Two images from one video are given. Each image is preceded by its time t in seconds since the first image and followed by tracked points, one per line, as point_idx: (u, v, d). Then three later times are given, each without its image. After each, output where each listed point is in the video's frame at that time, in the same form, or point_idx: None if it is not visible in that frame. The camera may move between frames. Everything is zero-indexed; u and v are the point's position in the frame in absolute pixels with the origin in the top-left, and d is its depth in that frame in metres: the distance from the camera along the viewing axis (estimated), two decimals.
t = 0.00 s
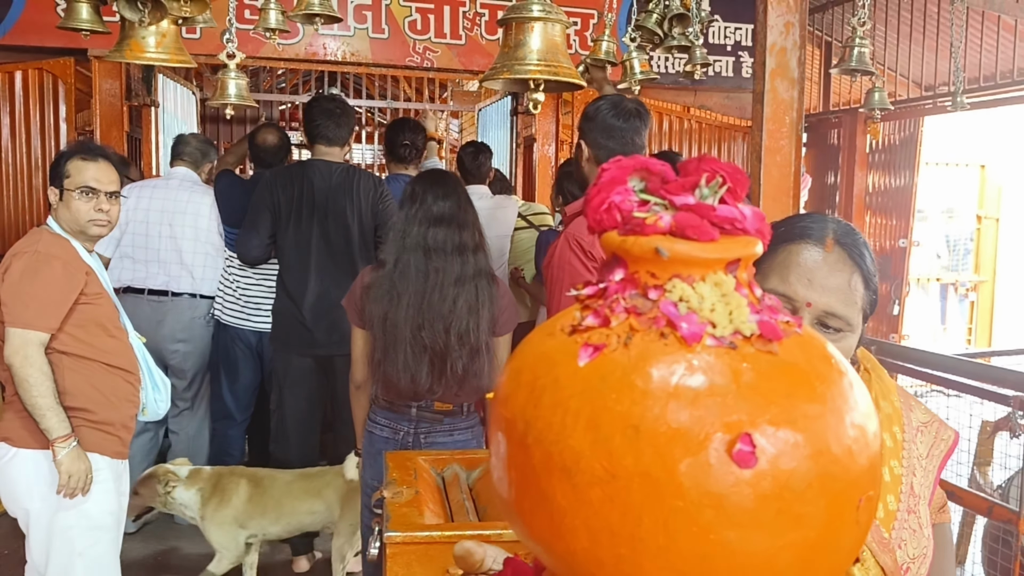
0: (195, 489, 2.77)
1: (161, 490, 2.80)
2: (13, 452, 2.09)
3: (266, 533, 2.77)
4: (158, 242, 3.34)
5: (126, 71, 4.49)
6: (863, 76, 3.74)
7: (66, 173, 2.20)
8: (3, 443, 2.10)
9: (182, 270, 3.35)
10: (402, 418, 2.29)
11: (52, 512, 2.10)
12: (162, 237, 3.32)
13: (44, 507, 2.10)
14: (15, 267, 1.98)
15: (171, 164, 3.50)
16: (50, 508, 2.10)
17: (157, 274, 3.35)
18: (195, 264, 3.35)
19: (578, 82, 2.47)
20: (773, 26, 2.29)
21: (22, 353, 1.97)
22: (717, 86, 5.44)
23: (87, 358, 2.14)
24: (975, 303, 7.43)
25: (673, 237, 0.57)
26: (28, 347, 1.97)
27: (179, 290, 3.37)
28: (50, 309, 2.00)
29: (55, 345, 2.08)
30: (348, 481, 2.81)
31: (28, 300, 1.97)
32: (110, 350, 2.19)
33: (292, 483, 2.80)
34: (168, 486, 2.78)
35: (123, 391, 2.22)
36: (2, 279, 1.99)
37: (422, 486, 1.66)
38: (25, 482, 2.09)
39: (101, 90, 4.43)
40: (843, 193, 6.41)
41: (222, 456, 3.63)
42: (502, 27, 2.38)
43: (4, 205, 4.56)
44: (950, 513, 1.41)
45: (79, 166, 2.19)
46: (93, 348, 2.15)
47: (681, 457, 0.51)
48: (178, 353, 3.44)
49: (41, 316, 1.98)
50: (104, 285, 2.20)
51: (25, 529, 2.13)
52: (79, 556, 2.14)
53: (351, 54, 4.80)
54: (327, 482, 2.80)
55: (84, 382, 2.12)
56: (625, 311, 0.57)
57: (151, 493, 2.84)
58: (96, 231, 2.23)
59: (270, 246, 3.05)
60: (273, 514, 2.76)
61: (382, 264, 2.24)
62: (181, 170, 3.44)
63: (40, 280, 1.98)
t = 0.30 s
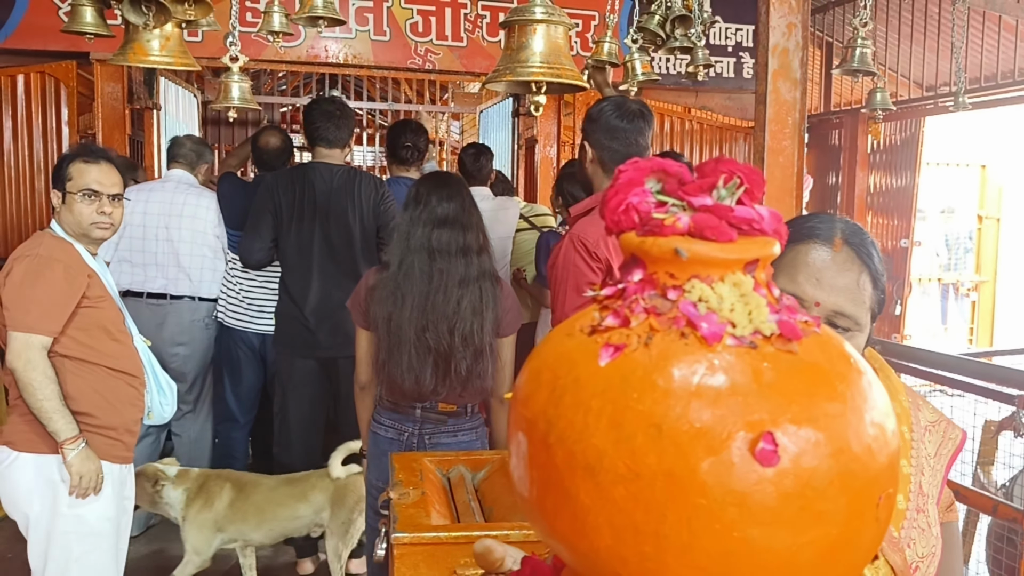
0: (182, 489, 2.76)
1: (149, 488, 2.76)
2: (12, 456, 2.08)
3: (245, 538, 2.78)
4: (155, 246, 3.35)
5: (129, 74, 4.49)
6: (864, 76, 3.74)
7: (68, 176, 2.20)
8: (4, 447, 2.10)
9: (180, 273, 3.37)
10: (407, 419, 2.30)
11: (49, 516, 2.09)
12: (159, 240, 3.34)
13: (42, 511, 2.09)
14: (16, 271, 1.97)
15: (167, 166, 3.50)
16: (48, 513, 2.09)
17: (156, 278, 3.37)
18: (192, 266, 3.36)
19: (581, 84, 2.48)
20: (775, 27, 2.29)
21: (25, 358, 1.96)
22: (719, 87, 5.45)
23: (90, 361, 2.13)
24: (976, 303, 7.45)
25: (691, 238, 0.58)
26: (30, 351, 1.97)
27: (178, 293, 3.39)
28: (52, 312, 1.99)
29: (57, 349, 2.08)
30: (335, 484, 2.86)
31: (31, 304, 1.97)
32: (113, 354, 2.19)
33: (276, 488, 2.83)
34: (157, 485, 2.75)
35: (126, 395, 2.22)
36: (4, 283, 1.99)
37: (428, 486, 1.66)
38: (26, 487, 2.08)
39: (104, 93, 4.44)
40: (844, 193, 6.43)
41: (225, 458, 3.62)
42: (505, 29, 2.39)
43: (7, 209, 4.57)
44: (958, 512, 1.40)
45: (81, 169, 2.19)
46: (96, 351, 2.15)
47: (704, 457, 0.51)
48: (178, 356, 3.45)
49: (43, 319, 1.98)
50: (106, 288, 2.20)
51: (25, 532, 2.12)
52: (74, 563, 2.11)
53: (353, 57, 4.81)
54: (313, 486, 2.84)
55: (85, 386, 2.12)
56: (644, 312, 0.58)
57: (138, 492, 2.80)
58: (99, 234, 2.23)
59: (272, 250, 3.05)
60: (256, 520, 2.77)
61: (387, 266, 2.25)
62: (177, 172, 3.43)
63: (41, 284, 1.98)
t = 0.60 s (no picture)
0: (166, 491, 2.75)
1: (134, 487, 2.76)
2: (8, 459, 2.08)
3: (224, 540, 2.76)
4: (147, 248, 3.34)
5: (126, 76, 4.49)
6: (862, 76, 3.75)
7: (66, 177, 2.20)
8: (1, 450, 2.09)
9: (172, 274, 3.36)
10: (407, 420, 2.30)
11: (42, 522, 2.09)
12: (151, 243, 3.33)
13: (35, 517, 2.09)
14: (13, 274, 1.96)
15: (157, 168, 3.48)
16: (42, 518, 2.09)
17: (148, 279, 3.37)
18: (184, 267, 3.35)
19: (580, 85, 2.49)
20: (773, 28, 2.30)
21: (21, 361, 1.96)
22: (716, 88, 5.46)
23: (86, 365, 2.12)
24: (973, 302, 7.48)
25: (705, 238, 0.58)
26: (27, 355, 1.96)
27: (172, 295, 3.38)
28: (49, 316, 1.99)
29: (54, 352, 2.06)
30: (316, 481, 2.84)
31: (27, 307, 1.96)
32: (110, 357, 2.17)
33: (255, 490, 2.80)
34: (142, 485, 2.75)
35: (124, 399, 2.20)
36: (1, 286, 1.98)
37: (429, 487, 1.66)
38: (17, 490, 2.07)
39: (101, 95, 4.45)
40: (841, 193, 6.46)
41: (225, 460, 3.62)
42: (504, 31, 2.39)
43: (4, 211, 4.57)
44: (959, 510, 1.41)
45: (79, 171, 2.18)
46: (94, 355, 2.13)
47: (721, 456, 0.52)
48: (174, 358, 3.44)
49: (39, 323, 1.97)
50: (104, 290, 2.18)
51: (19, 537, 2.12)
52: (66, 569, 2.11)
53: (350, 58, 4.82)
54: (292, 485, 2.82)
55: (81, 390, 2.10)
56: (659, 311, 0.58)
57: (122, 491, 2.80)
58: (98, 235, 2.22)
59: (270, 252, 3.04)
60: (234, 522, 2.75)
61: (387, 267, 2.25)
62: (167, 173, 3.42)
63: (38, 287, 1.97)
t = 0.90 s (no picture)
0: (142, 495, 2.77)
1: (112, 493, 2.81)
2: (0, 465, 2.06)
3: (204, 544, 2.75)
4: (136, 251, 3.34)
5: (121, 77, 4.48)
6: (857, 77, 3.77)
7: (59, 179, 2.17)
8: None
9: (161, 277, 3.36)
10: (404, 420, 2.30)
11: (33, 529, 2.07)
12: (140, 245, 3.33)
13: (26, 524, 2.07)
14: (5, 278, 1.95)
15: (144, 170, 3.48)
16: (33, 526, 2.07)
17: (138, 282, 3.37)
18: (172, 269, 3.35)
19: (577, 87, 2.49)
20: (769, 29, 2.31)
21: (13, 366, 1.94)
22: (711, 89, 5.47)
23: (79, 369, 2.09)
24: (966, 302, 7.52)
25: (717, 238, 0.59)
26: (19, 360, 1.94)
27: (161, 297, 3.39)
28: (42, 320, 1.97)
29: (47, 357, 2.04)
30: (292, 484, 2.81)
31: (19, 312, 1.94)
32: (105, 362, 2.14)
33: (230, 493, 2.78)
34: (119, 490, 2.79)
35: (119, 405, 2.18)
36: None
37: (429, 488, 1.66)
38: (7, 496, 2.06)
39: (96, 96, 4.44)
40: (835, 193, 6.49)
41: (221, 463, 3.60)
42: (501, 32, 2.40)
43: None
44: (960, 509, 1.41)
45: (73, 172, 2.16)
46: (88, 360, 2.11)
47: (736, 454, 0.52)
48: (164, 360, 3.45)
49: (31, 327, 1.96)
50: (100, 293, 2.16)
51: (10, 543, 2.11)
52: None
53: (345, 60, 4.82)
54: (268, 489, 2.79)
55: (73, 396, 2.08)
56: (672, 311, 0.59)
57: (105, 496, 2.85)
58: (93, 238, 2.19)
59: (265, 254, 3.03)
60: (212, 526, 2.73)
61: (384, 268, 2.25)
62: (156, 175, 3.42)
63: (30, 292, 1.96)
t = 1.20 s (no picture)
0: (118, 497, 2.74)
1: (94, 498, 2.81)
2: None
3: (185, 547, 2.74)
4: (127, 253, 3.29)
5: (118, 79, 4.48)
6: (855, 77, 3.78)
7: (56, 181, 2.17)
8: None
9: (152, 278, 3.31)
10: (403, 421, 2.30)
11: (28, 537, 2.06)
12: (130, 248, 3.28)
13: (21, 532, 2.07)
14: None
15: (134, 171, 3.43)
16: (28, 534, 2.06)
17: (130, 284, 3.31)
18: (163, 271, 3.30)
19: (576, 87, 2.50)
20: (767, 29, 2.31)
21: (8, 372, 1.93)
22: (709, 89, 5.48)
23: (74, 376, 2.08)
24: (964, 301, 7.54)
25: (732, 237, 0.59)
26: (13, 366, 1.93)
27: (153, 300, 3.33)
28: (36, 325, 1.96)
29: (42, 363, 2.02)
30: (274, 490, 2.83)
31: (14, 317, 1.94)
32: (101, 368, 2.13)
33: (210, 496, 2.77)
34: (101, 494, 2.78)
35: (117, 411, 2.16)
36: None
37: (431, 489, 1.66)
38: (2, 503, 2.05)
39: (93, 98, 4.43)
40: (833, 192, 6.50)
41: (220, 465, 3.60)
42: (500, 33, 2.40)
43: None
44: (963, 508, 1.41)
45: (70, 173, 2.16)
46: (84, 365, 2.10)
47: (753, 452, 0.52)
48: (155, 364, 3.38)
49: (25, 333, 1.95)
50: (97, 297, 2.14)
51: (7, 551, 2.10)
52: None
53: (343, 61, 4.82)
54: (250, 492, 2.80)
55: (68, 403, 2.06)
56: (687, 309, 0.59)
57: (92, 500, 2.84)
58: (91, 240, 2.18)
59: (263, 257, 3.02)
60: (192, 528, 2.73)
61: (383, 269, 2.25)
62: (146, 176, 3.37)
63: (25, 297, 1.95)
